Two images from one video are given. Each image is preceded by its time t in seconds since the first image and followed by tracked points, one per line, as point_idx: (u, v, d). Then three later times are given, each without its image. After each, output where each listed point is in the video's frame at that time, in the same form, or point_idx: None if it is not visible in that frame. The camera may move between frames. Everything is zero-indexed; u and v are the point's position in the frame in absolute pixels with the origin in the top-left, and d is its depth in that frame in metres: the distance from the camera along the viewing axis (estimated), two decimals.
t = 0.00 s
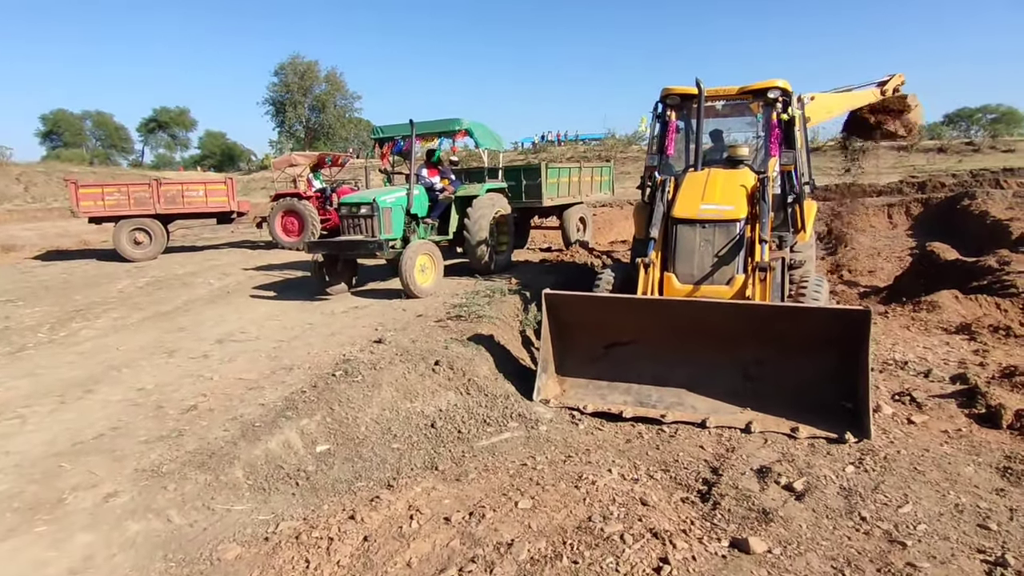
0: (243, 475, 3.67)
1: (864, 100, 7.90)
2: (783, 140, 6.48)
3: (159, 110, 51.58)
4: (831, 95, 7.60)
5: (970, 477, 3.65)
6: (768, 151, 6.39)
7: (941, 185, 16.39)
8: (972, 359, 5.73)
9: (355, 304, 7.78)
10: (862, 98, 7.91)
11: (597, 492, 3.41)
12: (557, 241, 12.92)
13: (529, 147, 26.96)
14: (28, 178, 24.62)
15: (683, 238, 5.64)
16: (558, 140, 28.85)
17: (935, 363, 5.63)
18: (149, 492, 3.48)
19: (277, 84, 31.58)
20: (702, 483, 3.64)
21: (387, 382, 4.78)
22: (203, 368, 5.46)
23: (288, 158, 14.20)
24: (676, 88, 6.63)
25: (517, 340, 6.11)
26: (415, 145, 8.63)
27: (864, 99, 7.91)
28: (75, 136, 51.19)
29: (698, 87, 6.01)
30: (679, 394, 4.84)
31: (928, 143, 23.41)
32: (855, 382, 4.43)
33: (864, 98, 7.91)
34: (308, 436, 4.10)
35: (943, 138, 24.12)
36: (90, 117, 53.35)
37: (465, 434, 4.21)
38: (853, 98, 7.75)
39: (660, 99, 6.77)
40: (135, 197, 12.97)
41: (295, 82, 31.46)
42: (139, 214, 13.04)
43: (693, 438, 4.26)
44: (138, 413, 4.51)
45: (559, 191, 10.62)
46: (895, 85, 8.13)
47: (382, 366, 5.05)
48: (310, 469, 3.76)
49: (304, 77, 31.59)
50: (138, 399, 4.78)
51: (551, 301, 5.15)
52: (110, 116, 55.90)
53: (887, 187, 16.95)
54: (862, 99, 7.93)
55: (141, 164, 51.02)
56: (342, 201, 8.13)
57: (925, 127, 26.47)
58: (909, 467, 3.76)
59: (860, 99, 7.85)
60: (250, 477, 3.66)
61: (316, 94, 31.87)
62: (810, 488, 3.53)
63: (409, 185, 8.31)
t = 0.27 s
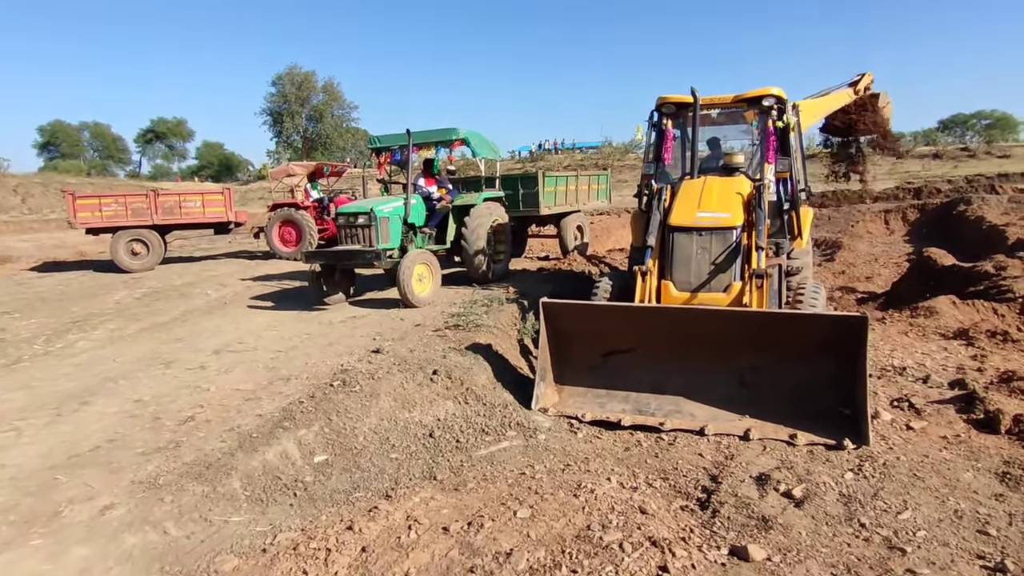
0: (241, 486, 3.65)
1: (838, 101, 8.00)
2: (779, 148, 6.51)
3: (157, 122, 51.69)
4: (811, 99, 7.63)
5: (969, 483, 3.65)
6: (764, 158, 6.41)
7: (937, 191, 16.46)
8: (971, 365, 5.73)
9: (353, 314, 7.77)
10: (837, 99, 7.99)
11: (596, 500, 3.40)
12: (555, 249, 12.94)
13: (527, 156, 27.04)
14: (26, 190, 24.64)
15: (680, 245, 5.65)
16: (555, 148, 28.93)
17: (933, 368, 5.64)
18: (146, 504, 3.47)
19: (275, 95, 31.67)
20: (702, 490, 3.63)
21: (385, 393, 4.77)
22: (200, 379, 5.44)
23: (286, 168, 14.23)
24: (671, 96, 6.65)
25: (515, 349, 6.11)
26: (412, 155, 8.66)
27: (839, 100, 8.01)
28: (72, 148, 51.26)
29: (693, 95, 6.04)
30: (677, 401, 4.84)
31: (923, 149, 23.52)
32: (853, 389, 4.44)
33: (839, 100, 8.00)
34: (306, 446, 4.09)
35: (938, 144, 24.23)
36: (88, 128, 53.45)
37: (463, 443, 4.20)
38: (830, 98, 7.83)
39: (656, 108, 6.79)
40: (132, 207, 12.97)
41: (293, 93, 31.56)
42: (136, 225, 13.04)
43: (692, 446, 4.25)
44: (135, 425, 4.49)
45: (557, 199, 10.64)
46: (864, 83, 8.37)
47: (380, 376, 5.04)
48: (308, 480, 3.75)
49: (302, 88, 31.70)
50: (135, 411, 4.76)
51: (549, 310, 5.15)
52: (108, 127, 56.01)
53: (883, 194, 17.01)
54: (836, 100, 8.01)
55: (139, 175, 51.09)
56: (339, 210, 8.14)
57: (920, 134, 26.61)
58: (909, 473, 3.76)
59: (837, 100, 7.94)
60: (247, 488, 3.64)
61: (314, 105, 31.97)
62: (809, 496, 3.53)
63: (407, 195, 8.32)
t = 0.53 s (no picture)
0: (234, 501, 3.62)
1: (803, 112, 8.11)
2: (770, 160, 6.56)
3: (150, 135, 51.70)
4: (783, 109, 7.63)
5: (964, 493, 3.65)
6: (756, 170, 6.47)
7: (928, 202, 16.60)
8: (964, 375, 5.76)
9: (347, 327, 7.76)
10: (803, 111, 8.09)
11: (592, 512, 3.39)
12: (549, 261, 12.97)
13: (520, 169, 27.13)
14: (18, 203, 24.54)
15: (674, 257, 5.68)
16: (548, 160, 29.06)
17: (927, 379, 5.66)
18: (138, 519, 3.44)
19: (269, 108, 31.73)
20: (698, 502, 3.63)
21: (380, 405, 4.75)
22: (194, 392, 5.41)
23: (280, 181, 14.24)
24: (664, 110, 6.73)
25: (510, 361, 6.10)
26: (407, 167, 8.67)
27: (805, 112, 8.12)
28: (65, 161, 51.15)
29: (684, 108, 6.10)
30: (672, 413, 4.84)
31: (914, 161, 23.72)
32: (847, 399, 4.45)
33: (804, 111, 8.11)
34: (300, 460, 4.06)
35: (928, 156, 24.46)
36: (81, 142, 53.38)
37: (459, 456, 4.19)
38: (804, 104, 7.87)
39: (648, 121, 6.86)
40: (126, 221, 12.94)
41: (287, 106, 31.65)
42: (129, 238, 12.99)
43: (687, 457, 4.25)
44: (127, 439, 4.45)
45: (550, 212, 10.68)
46: (822, 94, 8.59)
47: (375, 389, 5.02)
48: (302, 494, 3.72)
49: (296, 101, 31.78)
50: (128, 425, 4.72)
51: (543, 321, 5.16)
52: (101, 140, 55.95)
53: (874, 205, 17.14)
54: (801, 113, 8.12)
55: (132, 188, 50.99)
56: (334, 223, 8.14)
57: (910, 146, 26.87)
58: (904, 484, 3.76)
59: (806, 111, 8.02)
60: (241, 503, 3.61)
61: (308, 118, 32.04)
62: (805, 506, 3.52)
63: (401, 208, 8.33)
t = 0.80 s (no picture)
0: (220, 519, 3.57)
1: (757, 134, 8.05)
2: (756, 172, 6.62)
3: (137, 148, 51.39)
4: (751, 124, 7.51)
5: (952, 503, 3.67)
6: (742, 183, 6.53)
7: (912, 213, 16.81)
8: (950, 385, 5.80)
9: (335, 341, 7.71)
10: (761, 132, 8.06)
11: (583, 527, 3.37)
12: (538, 273, 12.98)
13: (509, 181, 27.20)
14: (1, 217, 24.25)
15: (662, 269, 5.70)
16: (538, 172, 29.15)
17: (914, 388, 5.69)
18: (122, 539, 3.38)
19: (257, 121, 31.65)
20: (689, 515, 3.62)
21: (369, 420, 4.71)
22: (180, 408, 5.34)
23: (268, 194, 14.19)
24: (650, 123, 6.78)
25: (499, 374, 6.08)
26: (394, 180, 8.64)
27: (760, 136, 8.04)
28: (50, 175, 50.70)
29: (671, 122, 6.15)
30: (663, 425, 4.83)
31: (897, 172, 24.02)
32: (835, 410, 4.47)
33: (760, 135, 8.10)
34: (288, 476, 4.01)
35: (911, 167, 24.79)
36: (67, 155, 52.96)
37: (449, 471, 4.15)
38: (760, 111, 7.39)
39: (635, 134, 6.91)
40: (111, 235, 12.82)
41: (276, 119, 31.53)
42: (115, 252, 12.87)
43: (678, 470, 4.24)
44: (111, 457, 4.38)
45: (540, 224, 10.70)
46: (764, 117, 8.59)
47: (364, 404, 4.98)
48: (290, 511, 3.67)
49: (284, 114, 31.69)
50: (112, 442, 4.65)
51: (533, 334, 5.16)
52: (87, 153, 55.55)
53: (860, 216, 17.32)
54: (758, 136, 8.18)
55: (118, 201, 50.60)
56: (322, 237, 8.10)
57: (894, 158, 27.22)
58: (893, 494, 3.77)
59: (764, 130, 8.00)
60: (227, 521, 3.56)
61: (297, 131, 31.98)
62: (796, 518, 3.52)
63: (390, 221, 8.32)
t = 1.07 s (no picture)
0: (200, 540, 3.50)
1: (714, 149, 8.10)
2: (738, 184, 6.70)
3: (119, 162, 50.94)
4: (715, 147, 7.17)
5: (936, 512, 3.69)
6: (724, 195, 6.59)
7: (891, 224, 17.05)
8: (932, 394, 5.86)
9: (320, 355, 7.64)
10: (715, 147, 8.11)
11: (569, 542, 3.36)
12: (524, 286, 12.98)
13: (495, 194, 27.26)
14: None
15: (647, 281, 5.73)
16: (523, 185, 29.26)
17: (897, 398, 5.74)
18: (98, 562, 3.30)
19: (242, 135, 31.49)
20: (675, 528, 3.61)
21: (353, 436, 4.66)
22: (160, 426, 5.26)
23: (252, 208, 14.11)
24: (633, 136, 6.83)
25: (485, 388, 6.05)
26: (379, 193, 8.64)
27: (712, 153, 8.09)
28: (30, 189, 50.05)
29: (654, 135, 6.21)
30: (649, 437, 4.82)
31: (877, 183, 24.38)
32: (820, 420, 4.49)
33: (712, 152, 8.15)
34: (270, 494, 3.96)
35: (890, 179, 25.19)
36: (47, 169, 52.36)
37: (434, 486, 4.12)
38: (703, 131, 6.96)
39: (619, 147, 6.96)
40: (92, 250, 12.66)
41: (260, 132, 31.39)
42: (95, 267, 12.71)
43: (664, 482, 4.23)
44: (89, 477, 4.29)
45: (525, 237, 10.72)
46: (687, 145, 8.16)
47: (348, 419, 4.93)
48: (272, 530, 3.61)
49: (269, 128, 31.57)
50: (89, 462, 4.56)
51: (519, 348, 5.15)
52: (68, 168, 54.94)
53: (841, 227, 17.54)
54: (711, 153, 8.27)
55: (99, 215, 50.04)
56: (306, 250, 8.05)
57: (873, 169, 27.65)
58: (878, 504, 3.79)
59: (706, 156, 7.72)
60: (208, 542, 3.49)
61: (281, 144, 31.86)
62: (782, 530, 3.52)
63: (375, 235, 8.30)
